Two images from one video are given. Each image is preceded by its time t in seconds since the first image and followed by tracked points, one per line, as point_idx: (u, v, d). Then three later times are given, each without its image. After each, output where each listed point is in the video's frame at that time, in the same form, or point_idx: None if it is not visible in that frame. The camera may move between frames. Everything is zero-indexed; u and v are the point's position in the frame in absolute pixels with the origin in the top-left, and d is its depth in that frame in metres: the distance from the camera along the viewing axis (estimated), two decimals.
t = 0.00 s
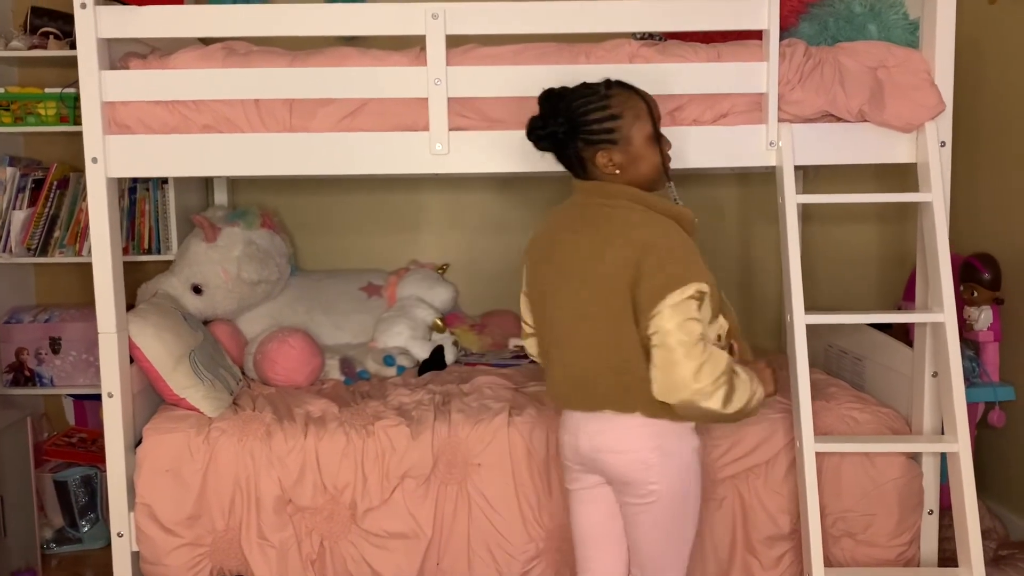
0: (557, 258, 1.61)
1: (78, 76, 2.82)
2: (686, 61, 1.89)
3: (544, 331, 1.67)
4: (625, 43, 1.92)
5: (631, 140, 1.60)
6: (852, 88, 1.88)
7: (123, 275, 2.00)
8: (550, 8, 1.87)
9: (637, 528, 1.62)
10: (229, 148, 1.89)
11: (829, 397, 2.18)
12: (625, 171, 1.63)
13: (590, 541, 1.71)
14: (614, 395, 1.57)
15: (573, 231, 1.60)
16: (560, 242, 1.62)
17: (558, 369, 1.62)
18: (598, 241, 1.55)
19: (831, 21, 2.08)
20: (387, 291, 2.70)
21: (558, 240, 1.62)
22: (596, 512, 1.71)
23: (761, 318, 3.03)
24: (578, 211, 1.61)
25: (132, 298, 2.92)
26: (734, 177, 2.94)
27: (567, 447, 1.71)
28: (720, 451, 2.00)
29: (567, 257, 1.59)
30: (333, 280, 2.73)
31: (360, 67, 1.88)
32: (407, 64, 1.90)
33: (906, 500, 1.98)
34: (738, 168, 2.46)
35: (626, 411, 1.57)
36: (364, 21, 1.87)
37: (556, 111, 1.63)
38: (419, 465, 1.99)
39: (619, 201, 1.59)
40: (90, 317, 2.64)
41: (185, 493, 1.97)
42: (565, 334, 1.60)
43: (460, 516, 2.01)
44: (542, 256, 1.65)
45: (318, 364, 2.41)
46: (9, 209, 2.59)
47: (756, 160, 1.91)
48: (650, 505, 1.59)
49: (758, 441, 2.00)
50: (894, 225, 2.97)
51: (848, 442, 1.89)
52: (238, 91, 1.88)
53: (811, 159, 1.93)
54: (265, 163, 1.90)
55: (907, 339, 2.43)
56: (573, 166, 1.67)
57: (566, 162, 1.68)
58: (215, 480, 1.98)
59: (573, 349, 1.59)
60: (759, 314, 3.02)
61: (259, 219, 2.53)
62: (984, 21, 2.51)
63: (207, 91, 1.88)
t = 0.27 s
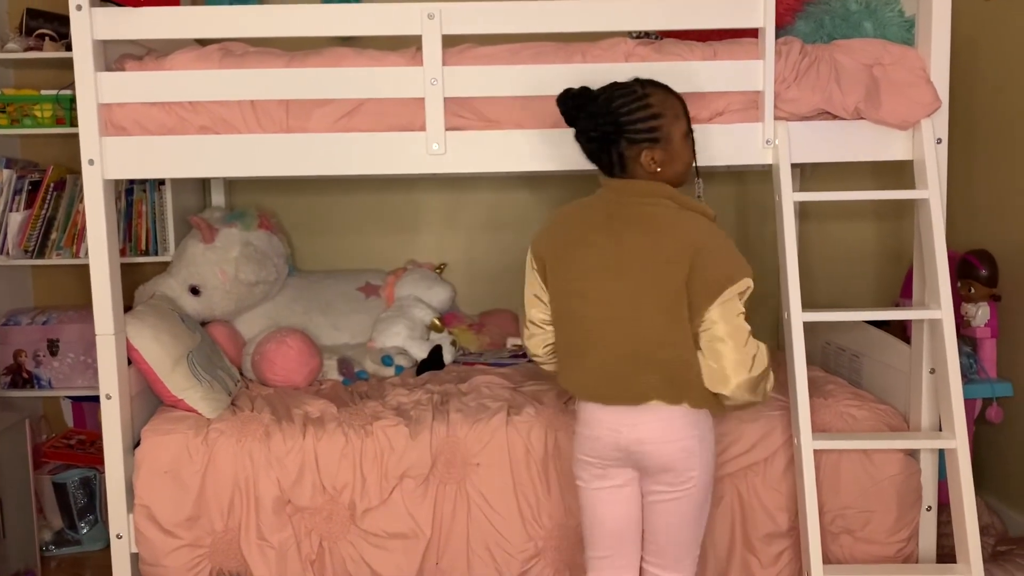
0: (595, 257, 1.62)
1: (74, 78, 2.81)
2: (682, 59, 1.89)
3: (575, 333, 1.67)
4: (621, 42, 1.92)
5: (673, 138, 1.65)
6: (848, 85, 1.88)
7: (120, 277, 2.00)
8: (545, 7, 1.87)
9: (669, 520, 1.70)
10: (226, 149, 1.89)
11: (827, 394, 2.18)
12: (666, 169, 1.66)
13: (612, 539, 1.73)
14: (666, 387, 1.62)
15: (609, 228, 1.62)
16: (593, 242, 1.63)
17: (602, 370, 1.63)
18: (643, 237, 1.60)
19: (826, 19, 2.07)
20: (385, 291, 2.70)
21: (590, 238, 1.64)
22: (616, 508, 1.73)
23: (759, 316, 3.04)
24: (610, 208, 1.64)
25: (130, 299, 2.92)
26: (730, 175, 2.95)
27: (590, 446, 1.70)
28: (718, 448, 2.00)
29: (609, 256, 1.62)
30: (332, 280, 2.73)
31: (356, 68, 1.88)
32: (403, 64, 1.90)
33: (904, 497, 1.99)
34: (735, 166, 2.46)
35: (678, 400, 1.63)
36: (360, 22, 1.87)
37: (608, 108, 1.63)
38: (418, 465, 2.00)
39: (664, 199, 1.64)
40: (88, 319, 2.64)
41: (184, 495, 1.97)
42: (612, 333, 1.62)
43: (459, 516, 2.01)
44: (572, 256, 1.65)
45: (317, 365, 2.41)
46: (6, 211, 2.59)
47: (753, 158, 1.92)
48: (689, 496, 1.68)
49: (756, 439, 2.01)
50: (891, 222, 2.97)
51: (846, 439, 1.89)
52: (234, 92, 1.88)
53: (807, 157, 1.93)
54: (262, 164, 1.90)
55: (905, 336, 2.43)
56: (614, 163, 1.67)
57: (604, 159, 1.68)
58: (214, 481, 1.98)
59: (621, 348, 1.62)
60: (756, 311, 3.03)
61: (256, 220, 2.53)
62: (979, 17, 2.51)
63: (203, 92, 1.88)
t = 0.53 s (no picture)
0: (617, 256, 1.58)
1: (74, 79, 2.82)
2: (681, 59, 1.89)
3: (598, 338, 1.61)
4: (620, 42, 1.92)
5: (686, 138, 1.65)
6: (847, 85, 1.89)
7: (121, 278, 2.00)
8: (545, 7, 1.88)
9: (673, 518, 1.72)
10: (225, 150, 1.90)
11: (826, 393, 2.18)
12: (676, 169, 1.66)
13: (621, 544, 1.69)
14: (699, 378, 1.64)
15: (623, 225, 1.59)
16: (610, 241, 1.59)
17: (638, 371, 1.60)
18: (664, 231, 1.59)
19: (825, 18, 2.08)
20: (385, 291, 2.70)
21: (603, 237, 1.59)
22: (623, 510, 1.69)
23: (759, 315, 3.04)
24: (617, 205, 1.61)
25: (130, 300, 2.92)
26: (730, 174, 2.95)
27: (604, 447, 1.66)
28: (718, 447, 2.01)
29: (630, 253, 1.58)
30: (332, 280, 2.73)
31: (356, 68, 1.89)
32: (403, 64, 1.90)
33: (904, 495, 1.99)
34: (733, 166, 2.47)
35: (710, 389, 1.66)
36: (359, 22, 1.87)
37: (639, 110, 1.59)
38: (418, 465, 2.00)
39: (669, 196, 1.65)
40: (88, 320, 2.64)
41: (184, 495, 1.97)
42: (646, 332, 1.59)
43: (460, 515, 2.01)
44: (583, 258, 1.59)
45: (317, 365, 2.41)
46: (6, 212, 2.59)
47: (753, 158, 1.92)
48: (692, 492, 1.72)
49: (756, 437, 2.01)
50: (890, 221, 2.96)
51: (846, 438, 1.89)
52: (234, 93, 1.88)
53: (807, 156, 1.93)
54: (262, 164, 1.90)
55: (904, 334, 2.43)
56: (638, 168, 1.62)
57: (626, 164, 1.61)
58: (215, 482, 1.98)
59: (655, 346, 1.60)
60: (756, 310, 3.04)
61: (256, 221, 2.53)
62: (978, 16, 2.51)
63: (202, 93, 1.88)
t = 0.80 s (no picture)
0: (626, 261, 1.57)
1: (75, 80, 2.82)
2: (681, 60, 1.89)
3: (607, 346, 1.58)
4: (620, 43, 1.92)
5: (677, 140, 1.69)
6: (847, 86, 1.89)
7: (122, 278, 2.01)
8: (545, 8, 1.88)
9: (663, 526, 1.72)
10: (227, 151, 1.90)
11: (827, 393, 2.19)
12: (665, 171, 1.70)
13: (622, 556, 1.65)
14: (700, 381, 1.66)
15: (627, 230, 1.59)
16: (617, 247, 1.57)
17: (647, 378, 1.59)
18: (666, 235, 1.60)
19: (825, 19, 2.08)
20: (386, 291, 2.70)
21: (607, 243, 1.58)
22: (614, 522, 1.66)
23: (760, 315, 3.04)
24: (618, 209, 1.60)
25: (131, 301, 2.93)
26: (731, 174, 2.95)
27: (595, 460, 1.62)
28: (719, 448, 2.01)
29: (638, 258, 1.57)
30: (333, 281, 2.74)
31: (357, 69, 1.89)
32: (404, 65, 1.91)
33: (905, 496, 1.99)
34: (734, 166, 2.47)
35: (708, 392, 1.69)
36: (360, 23, 1.88)
37: (649, 108, 1.60)
38: (419, 466, 2.00)
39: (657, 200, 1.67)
40: (90, 321, 2.64)
41: (186, 496, 1.97)
42: (657, 338, 1.58)
43: (460, 516, 2.01)
44: (590, 263, 1.57)
45: (318, 366, 2.41)
46: (8, 213, 2.59)
47: (753, 158, 1.92)
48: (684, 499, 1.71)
49: (756, 438, 2.01)
50: (891, 221, 2.96)
51: (847, 438, 1.90)
52: (235, 94, 1.88)
53: (807, 157, 1.93)
54: (263, 166, 1.91)
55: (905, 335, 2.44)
56: (646, 166, 1.63)
57: (636, 163, 1.62)
58: (216, 482, 1.99)
59: (664, 352, 1.59)
60: (758, 311, 3.04)
61: (257, 222, 2.54)
62: (979, 17, 2.51)
63: (203, 94, 1.88)
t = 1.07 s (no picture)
0: (636, 260, 1.57)
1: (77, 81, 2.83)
2: (682, 61, 1.90)
3: (623, 348, 1.58)
4: (622, 44, 1.93)
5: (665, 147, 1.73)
6: (849, 87, 1.88)
7: (123, 279, 2.01)
8: (547, 9, 1.88)
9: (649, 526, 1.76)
10: (228, 152, 1.90)
11: (827, 394, 2.19)
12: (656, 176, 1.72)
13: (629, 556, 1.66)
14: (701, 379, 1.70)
15: (635, 233, 1.59)
16: (628, 247, 1.57)
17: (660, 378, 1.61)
18: (669, 235, 1.62)
19: (826, 20, 2.10)
20: (387, 292, 2.70)
21: (619, 245, 1.57)
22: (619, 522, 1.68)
23: (761, 317, 3.04)
24: (623, 211, 1.61)
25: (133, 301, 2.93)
26: (731, 176, 2.95)
27: (613, 461, 1.62)
28: (720, 449, 2.01)
29: (647, 258, 1.58)
30: (335, 282, 2.74)
31: (358, 71, 1.89)
32: (405, 66, 1.91)
33: (906, 498, 1.99)
34: (735, 168, 2.47)
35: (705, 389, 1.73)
36: (361, 24, 1.88)
37: (654, 110, 1.61)
38: (421, 466, 2.01)
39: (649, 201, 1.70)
40: (92, 322, 2.65)
41: (187, 496, 1.98)
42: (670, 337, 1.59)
43: (461, 517, 2.02)
44: (605, 265, 1.56)
45: (319, 367, 2.42)
46: (10, 214, 2.60)
47: (754, 160, 1.92)
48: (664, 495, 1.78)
49: (757, 439, 2.01)
50: (893, 222, 2.97)
51: (848, 439, 1.90)
52: (236, 95, 1.88)
53: (808, 158, 1.93)
54: (265, 167, 1.91)
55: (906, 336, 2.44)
56: (648, 168, 1.65)
57: (641, 164, 1.63)
58: (217, 483, 1.99)
59: (675, 351, 1.61)
60: (759, 312, 3.03)
61: (258, 222, 2.54)
62: (980, 18, 2.51)
63: (205, 95, 1.88)
